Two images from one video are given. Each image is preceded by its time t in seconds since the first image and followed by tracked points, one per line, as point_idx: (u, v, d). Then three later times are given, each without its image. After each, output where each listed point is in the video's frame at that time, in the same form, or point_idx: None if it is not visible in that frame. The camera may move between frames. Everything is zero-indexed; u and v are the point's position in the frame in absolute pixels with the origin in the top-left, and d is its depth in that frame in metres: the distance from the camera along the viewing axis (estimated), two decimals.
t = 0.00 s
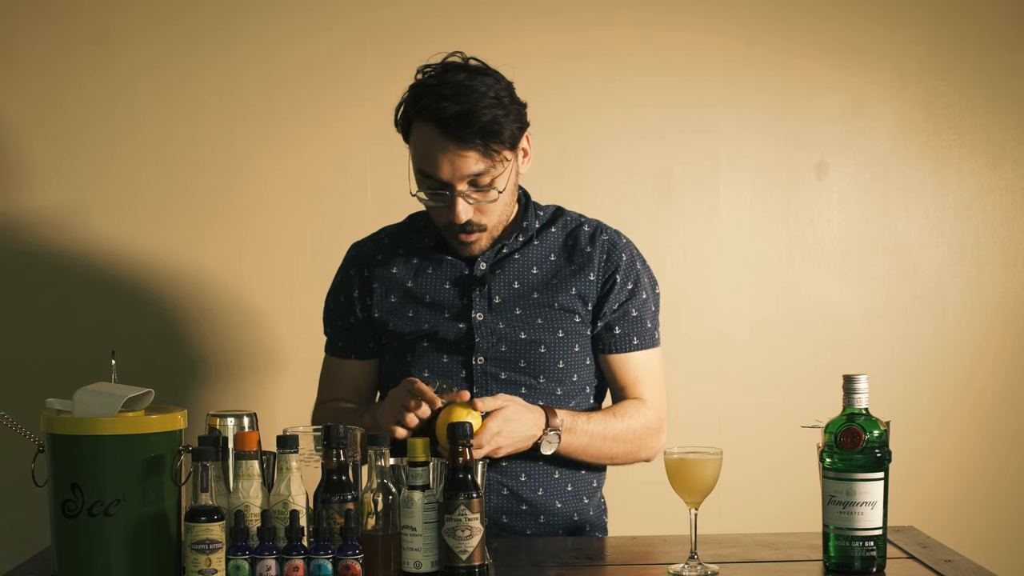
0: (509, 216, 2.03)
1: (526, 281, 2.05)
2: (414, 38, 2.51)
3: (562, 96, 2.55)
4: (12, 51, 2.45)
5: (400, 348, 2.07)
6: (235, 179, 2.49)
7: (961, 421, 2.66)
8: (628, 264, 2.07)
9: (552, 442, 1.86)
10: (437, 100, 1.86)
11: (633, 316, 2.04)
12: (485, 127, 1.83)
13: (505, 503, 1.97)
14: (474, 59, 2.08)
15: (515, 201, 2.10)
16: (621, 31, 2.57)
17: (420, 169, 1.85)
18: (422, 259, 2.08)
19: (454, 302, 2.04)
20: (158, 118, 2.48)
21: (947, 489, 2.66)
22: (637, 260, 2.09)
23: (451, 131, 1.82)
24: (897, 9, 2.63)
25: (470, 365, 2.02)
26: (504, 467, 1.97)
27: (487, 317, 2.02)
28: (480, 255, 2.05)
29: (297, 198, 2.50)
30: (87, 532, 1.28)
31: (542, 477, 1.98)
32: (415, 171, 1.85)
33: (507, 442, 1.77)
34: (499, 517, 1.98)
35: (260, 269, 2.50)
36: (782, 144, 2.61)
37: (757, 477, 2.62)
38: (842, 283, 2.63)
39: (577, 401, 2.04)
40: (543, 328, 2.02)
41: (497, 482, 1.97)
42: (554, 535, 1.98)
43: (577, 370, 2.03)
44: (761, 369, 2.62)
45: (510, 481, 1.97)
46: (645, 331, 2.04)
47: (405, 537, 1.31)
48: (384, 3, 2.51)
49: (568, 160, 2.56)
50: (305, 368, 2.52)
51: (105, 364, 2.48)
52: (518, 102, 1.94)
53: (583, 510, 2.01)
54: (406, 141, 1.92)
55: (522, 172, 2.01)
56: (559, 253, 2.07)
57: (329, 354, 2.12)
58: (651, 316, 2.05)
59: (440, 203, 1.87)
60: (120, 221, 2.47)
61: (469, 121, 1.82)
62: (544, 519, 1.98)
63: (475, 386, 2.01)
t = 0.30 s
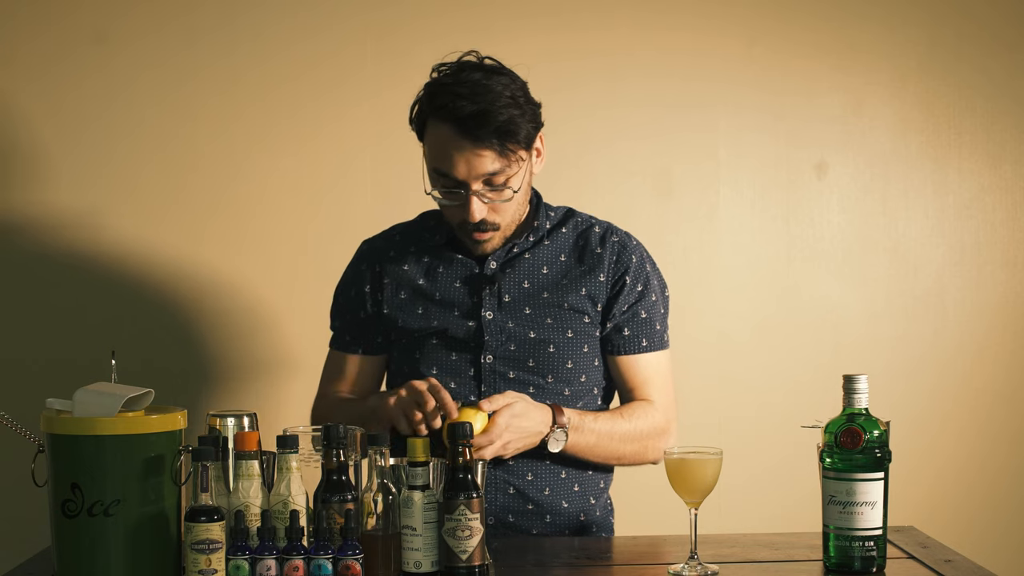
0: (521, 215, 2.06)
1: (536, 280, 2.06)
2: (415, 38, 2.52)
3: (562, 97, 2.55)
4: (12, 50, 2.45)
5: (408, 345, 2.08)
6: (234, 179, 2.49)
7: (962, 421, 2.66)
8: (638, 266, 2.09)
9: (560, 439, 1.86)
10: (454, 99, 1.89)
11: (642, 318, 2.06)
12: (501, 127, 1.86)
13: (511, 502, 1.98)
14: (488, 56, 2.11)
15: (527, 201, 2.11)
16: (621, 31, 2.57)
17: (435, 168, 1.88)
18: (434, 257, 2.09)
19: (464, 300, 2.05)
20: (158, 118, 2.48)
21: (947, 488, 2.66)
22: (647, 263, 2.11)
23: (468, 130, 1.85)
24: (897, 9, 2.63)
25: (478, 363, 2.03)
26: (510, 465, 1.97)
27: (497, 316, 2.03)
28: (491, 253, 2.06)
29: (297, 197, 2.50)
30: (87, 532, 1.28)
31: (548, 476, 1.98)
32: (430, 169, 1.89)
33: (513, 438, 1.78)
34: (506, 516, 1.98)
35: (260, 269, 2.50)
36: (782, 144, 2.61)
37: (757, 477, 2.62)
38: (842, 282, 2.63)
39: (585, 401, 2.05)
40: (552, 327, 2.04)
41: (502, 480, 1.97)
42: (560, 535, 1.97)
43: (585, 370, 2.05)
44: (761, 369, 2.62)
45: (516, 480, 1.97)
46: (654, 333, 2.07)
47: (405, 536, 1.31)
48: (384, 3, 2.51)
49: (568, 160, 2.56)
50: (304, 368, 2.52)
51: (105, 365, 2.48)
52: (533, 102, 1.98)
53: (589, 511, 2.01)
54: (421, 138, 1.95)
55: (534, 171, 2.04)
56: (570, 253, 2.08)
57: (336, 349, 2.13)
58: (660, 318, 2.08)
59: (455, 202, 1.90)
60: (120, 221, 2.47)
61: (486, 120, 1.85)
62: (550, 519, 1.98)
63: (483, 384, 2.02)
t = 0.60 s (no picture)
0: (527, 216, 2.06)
1: (542, 281, 2.06)
2: (415, 38, 2.52)
3: (561, 97, 2.55)
4: (12, 50, 2.45)
5: (412, 344, 2.08)
6: (235, 179, 2.49)
7: (961, 421, 2.66)
8: (644, 268, 2.09)
9: (565, 440, 1.85)
10: (468, 97, 1.89)
11: (647, 320, 2.07)
12: (515, 127, 1.87)
13: (514, 502, 1.98)
14: (500, 56, 2.12)
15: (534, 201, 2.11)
16: (621, 32, 2.57)
17: (446, 166, 1.88)
18: (439, 257, 2.09)
19: (469, 300, 2.05)
20: (158, 118, 2.48)
21: (946, 488, 2.66)
22: (652, 265, 2.12)
23: (481, 129, 1.86)
24: (897, 9, 2.63)
25: (483, 363, 2.03)
26: (514, 465, 1.97)
27: (502, 316, 2.04)
28: (497, 253, 2.06)
29: (297, 198, 2.50)
30: (87, 532, 1.28)
31: (551, 477, 1.98)
32: (441, 167, 1.89)
33: (523, 438, 1.78)
34: (508, 516, 1.98)
35: (261, 269, 2.50)
36: (783, 144, 2.61)
37: (757, 477, 2.62)
38: (842, 282, 2.63)
39: (589, 402, 2.05)
40: (557, 328, 2.04)
41: (505, 480, 1.97)
42: (562, 535, 1.97)
43: (590, 372, 2.05)
44: (761, 369, 2.62)
45: (520, 480, 1.97)
46: (658, 335, 2.07)
47: (405, 536, 1.31)
48: (384, 3, 2.51)
49: (567, 160, 2.56)
50: (304, 368, 2.52)
51: (105, 365, 2.48)
52: (545, 102, 1.99)
53: (592, 512, 2.01)
54: (432, 135, 1.96)
55: (544, 172, 2.04)
56: (576, 254, 2.09)
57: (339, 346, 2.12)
58: (665, 321, 2.08)
59: (465, 200, 1.90)
60: (120, 221, 2.47)
61: (500, 119, 1.86)
62: (552, 519, 1.98)
63: (487, 384, 2.02)
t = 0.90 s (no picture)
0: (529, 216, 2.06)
1: (542, 281, 2.06)
2: (415, 38, 2.52)
3: (561, 97, 2.55)
4: (12, 50, 2.45)
5: (412, 343, 2.08)
6: (235, 179, 2.49)
7: (961, 421, 2.66)
8: (644, 269, 2.09)
9: (565, 438, 1.85)
10: (473, 95, 1.90)
11: (647, 320, 2.07)
12: (519, 126, 1.87)
13: (513, 502, 1.98)
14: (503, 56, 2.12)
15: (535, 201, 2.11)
16: (621, 32, 2.57)
17: (449, 164, 1.88)
18: (440, 256, 2.09)
19: (469, 299, 2.05)
20: (158, 118, 2.48)
21: (946, 488, 2.66)
22: (653, 266, 2.12)
23: (485, 128, 1.86)
24: (897, 9, 2.63)
25: (482, 362, 2.03)
26: (512, 465, 1.97)
27: (502, 316, 2.04)
28: (498, 253, 2.06)
29: (297, 198, 2.50)
30: (87, 532, 1.28)
31: (550, 477, 1.98)
32: (444, 165, 1.89)
33: (523, 438, 1.78)
34: (507, 516, 1.98)
35: (261, 269, 2.50)
36: (783, 144, 2.61)
37: (757, 477, 2.62)
38: (842, 282, 2.63)
39: (589, 403, 2.05)
40: (557, 328, 2.04)
41: (504, 480, 1.97)
42: (561, 535, 1.98)
43: (589, 372, 2.05)
44: (761, 369, 2.62)
45: (518, 480, 1.97)
46: (658, 336, 2.07)
47: (405, 536, 1.31)
48: (384, 3, 2.51)
49: (567, 160, 2.56)
50: (304, 368, 2.52)
51: (105, 364, 2.48)
52: (548, 103, 1.99)
53: (591, 512, 2.01)
54: (435, 134, 1.96)
55: (546, 173, 2.04)
56: (576, 255, 2.09)
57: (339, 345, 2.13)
58: (665, 322, 2.08)
59: (468, 199, 1.90)
60: (120, 221, 2.47)
61: (504, 118, 1.86)
62: (551, 519, 1.98)
63: (486, 384, 2.02)
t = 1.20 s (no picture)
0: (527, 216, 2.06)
1: (540, 281, 2.06)
2: (415, 38, 2.52)
3: (561, 97, 2.55)
4: (12, 51, 2.45)
5: (410, 343, 2.08)
6: (235, 178, 2.49)
7: (962, 421, 2.66)
8: (643, 269, 2.09)
9: (561, 434, 1.85)
10: (471, 95, 1.89)
11: (645, 320, 2.07)
12: (517, 125, 1.87)
13: (511, 503, 1.97)
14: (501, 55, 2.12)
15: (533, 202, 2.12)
16: (622, 32, 2.57)
17: (447, 163, 1.88)
18: (438, 256, 2.09)
19: (467, 299, 2.05)
20: (158, 118, 2.48)
21: (946, 488, 2.66)
22: (651, 266, 2.12)
23: (483, 127, 1.86)
24: (897, 9, 2.63)
25: (480, 362, 2.03)
26: (510, 465, 1.97)
27: (500, 316, 2.03)
28: (496, 253, 2.06)
29: (296, 198, 2.50)
30: (87, 532, 1.28)
31: (548, 476, 1.98)
32: (442, 164, 1.89)
33: (519, 434, 1.78)
34: (505, 517, 1.98)
35: (261, 269, 2.50)
36: (783, 144, 2.61)
37: (757, 477, 2.62)
38: (842, 282, 2.63)
39: (587, 403, 2.05)
40: (555, 328, 2.04)
41: (502, 480, 1.97)
42: (559, 535, 1.98)
43: (587, 372, 2.05)
44: (761, 369, 2.62)
45: (516, 480, 1.97)
46: (656, 336, 2.07)
47: (405, 537, 1.31)
48: (384, 3, 2.51)
49: (567, 160, 2.56)
50: (304, 368, 2.52)
51: (105, 364, 2.48)
52: (546, 102, 1.99)
53: (589, 512, 2.01)
54: (433, 133, 1.96)
55: (544, 173, 2.04)
56: (574, 255, 2.09)
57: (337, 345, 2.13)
58: (663, 322, 2.08)
59: (466, 198, 1.90)
60: (119, 220, 2.47)
61: (502, 118, 1.86)
62: (549, 520, 1.98)
63: (484, 384, 2.02)
